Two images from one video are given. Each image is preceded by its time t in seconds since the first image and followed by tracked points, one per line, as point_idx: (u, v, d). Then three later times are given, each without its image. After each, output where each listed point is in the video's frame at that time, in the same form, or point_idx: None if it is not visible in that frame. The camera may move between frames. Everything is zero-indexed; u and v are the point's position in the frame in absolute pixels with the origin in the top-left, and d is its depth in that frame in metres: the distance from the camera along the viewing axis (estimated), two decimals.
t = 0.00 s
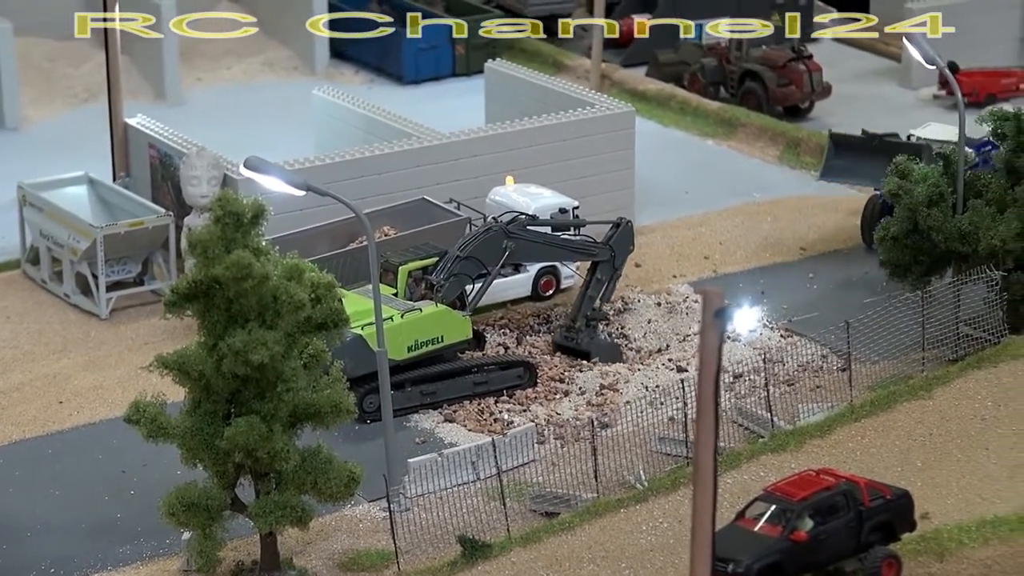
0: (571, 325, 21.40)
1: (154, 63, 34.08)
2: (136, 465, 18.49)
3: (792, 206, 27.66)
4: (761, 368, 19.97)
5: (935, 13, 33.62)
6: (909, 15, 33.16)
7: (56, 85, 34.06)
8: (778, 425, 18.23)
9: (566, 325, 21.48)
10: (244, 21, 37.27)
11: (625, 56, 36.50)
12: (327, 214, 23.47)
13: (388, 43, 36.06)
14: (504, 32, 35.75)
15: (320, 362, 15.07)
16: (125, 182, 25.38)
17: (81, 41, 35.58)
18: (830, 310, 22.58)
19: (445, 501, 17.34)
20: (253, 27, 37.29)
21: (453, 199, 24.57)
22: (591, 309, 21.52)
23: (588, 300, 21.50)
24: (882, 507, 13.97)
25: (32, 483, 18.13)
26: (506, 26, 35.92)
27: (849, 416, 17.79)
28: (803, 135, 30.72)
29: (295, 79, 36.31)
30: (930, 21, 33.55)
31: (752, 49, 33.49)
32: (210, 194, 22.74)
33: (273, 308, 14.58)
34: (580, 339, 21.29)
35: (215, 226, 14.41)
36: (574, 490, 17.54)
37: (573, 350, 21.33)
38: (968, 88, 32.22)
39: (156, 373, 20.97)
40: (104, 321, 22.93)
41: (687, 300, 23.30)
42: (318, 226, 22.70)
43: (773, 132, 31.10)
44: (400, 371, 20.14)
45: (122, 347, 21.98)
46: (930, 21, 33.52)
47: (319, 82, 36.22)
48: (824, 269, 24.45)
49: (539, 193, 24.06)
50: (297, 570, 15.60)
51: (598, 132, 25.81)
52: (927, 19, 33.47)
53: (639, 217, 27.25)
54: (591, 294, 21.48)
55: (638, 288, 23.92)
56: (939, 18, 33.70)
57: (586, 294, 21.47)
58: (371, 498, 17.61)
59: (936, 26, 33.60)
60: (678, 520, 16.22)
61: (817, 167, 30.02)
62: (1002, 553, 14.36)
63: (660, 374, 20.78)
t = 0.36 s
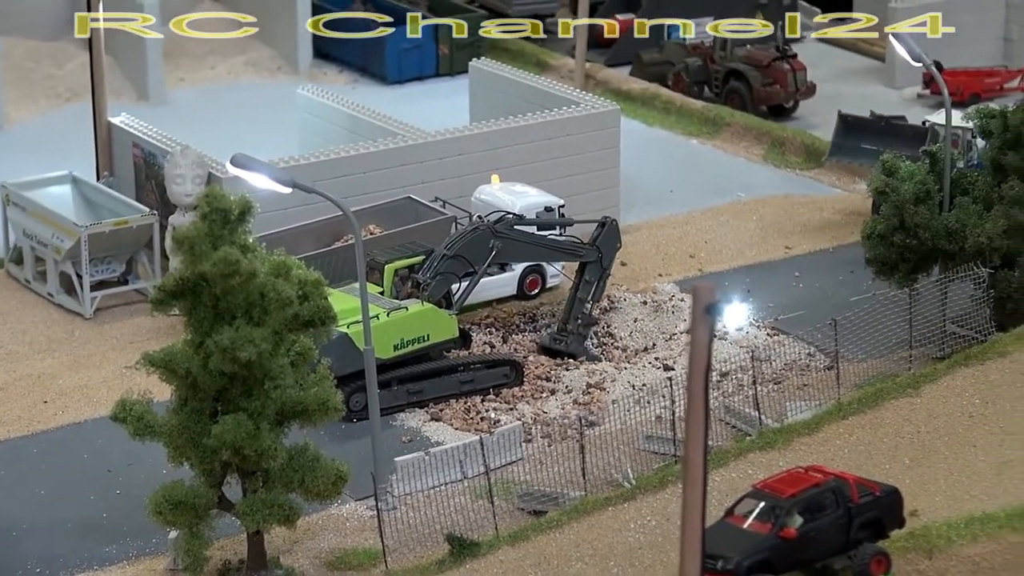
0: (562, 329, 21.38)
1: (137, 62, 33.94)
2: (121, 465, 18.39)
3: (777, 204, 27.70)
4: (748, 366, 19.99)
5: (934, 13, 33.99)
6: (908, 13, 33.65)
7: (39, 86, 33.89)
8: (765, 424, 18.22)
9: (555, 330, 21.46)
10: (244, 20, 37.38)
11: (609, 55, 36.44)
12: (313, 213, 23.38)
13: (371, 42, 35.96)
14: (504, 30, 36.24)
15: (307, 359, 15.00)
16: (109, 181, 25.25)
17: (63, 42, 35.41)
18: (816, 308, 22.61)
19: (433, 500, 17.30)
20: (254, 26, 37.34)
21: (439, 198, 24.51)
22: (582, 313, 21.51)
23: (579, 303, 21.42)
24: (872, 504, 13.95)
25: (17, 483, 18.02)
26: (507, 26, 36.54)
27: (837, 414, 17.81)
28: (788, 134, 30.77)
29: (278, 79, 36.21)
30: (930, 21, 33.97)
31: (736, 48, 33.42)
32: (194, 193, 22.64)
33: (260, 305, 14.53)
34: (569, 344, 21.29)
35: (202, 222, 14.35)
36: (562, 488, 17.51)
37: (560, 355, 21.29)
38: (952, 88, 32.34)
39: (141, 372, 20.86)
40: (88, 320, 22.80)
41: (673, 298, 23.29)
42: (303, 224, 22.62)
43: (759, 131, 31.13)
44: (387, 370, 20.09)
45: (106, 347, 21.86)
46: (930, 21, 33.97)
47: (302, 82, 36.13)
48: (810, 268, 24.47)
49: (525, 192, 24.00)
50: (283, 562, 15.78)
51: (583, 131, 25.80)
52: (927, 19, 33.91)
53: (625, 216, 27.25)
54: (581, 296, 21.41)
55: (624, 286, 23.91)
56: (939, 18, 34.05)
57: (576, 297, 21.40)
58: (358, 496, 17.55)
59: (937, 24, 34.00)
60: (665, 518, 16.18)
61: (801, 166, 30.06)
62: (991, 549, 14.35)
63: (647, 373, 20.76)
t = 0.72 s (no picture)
0: (548, 342, 21.54)
1: (119, 71, 33.88)
2: (105, 475, 18.34)
3: (759, 213, 27.76)
4: (731, 375, 20.03)
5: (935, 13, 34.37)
6: (908, 13, 34.09)
7: (21, 95, 33.80)
8: (749, 432, 18.26)
9: (540, 344, 21.60)
10: (244, 21, 37.18)
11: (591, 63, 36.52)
12: (297, 223, 23.38)
13: (353, 50, 35.94)
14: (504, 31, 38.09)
15: (291, 370, 14.98)
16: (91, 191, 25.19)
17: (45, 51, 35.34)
18: (799, 316, 22.68)
19: (417, 509, 17.29)
20: (253, 27, 37.09)
21: (422, 208, 24.52)
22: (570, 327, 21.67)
23: (565, 316, 21.58)
24: (855, 514, 14.01)
25: None
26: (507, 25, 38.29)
27: (820, 423, 17.86)
28: (770, 142, 30.80)
29: (261, 87, 36.18)
30: (930, 21, 34.30)
31: (718, 55, 33.57)
32: (177, 203, 22.62)
33: (245, 315, 14.52)
34: (553, 356, 21.38)
35: (187, 233, 14.32)
36: (546, 497, 17.52)
37: (541, 362, 21.40)
38: (934, 95, 32.47)
39: (124, 382, 20.81)
40: (71, 330, 22.75)
41: (656, 307, 23.32)
42: (287, 234, 22.61)
43: (741, 139, 31.19)
44: (371, 380, 20.09)
45: (89, 356, 21.81)
46: (930, 21, 34.31)
47: (284, 91, 36.10)
48: (793, 276, 24.53)
49: (508, 201, 24.02)
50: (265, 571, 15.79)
51: (566, 140, 25.84)
52: (927, 19, 34.25)
53: (608, 224, 27.30)
54: (566, 309, 21.56)
55: (607, 295, 23.95)
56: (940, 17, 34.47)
57: (562, 309, 21.55)
58: (343, 506, 17.53)
59: (937, 24, 34.37)
60: (650, 527, 16.19)
61: (784, 174, 30.13)
62: (976, 557, 14.41)
63: (630, 382, 20.77)
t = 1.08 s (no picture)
0: (536, 342, 21.65)
1: (102, 77, 33.78)
2: (90, 483, 18.25)
3: (744, 218, 27.78)
4: (717, 380, 20.01)
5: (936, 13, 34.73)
6: (908, 14, 34.39)
7: (4, 102, 33.68)
8: (735, 438, 18.27)
9: (529, 343, 21.70)
10: (245, 21, 36.51)
11: (576, 68, 36.48)
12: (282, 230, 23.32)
13: (337, 56, 35.89)
14: (504, 33, 37.82)
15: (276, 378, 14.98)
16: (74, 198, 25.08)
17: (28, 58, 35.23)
18: (783, 322, 22.68)
19: (402, 517, 17.25)
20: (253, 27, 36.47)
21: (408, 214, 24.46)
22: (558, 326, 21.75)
23: (553, 317, 21.66)
24: (842, 519, 14.00)
25: None
26: (507, 25, 38.03)
27: (807, 428, 17.84)
28: (755, 148, 30.80)
29: (245, 94, 36.10)
30: (931, 22, 34.67)
31: (702, 61, 33.60)
32: (161, 210, 22.55)
33: (229, 322, 14.46)
34: (539, 353, 21.46)
35: (170, 241, 14.25)
36: (532, 504, 17.49)
37: (528, 358, 21.49)
38: (918, 99, 32.58)
39: (108, 390, 20.72)
40: (55, 338, 22.64)
41: (641, 313, 23.31)
42: (272, 241, 22.56)
43: (725, 145, 31.21)
44: (357, 387, 20.02)
45: (74, 364, 21.72)
46: (930, 21, 34.66)
47: (268, 97, 36.03)
48: (778, 282, 24.54)
49: (493, 207, 23.97)
50: None
51: (551, 145, 25.82)
52: (928, 19, 34.61)
53: (593, 230, 27.28)
54: (554, 310, 21.60)
55: (592, 301, 23.94)
56: (940, 18, 34.80)
57: (549, 310, 21.60)
58: (328, 514, 17.47)
59: (938, 24, 34.73)
60: (637, 534, 16.16)
61: (768, 179, 30.14)
62: (962, 562, 14.44)
63: (616, 388, 20.73)
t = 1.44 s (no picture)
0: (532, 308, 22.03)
1: (90, 81, 33.72)
2: (81, 487, 18.21)
3: (733, 220, 27.82)
4: (708, 383, 20.03)
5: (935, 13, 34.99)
6: (908, 14, 34.67)
7: None
8: (726, 440, 18.29)
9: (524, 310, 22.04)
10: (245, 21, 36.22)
11: (564, 71, 36.40)
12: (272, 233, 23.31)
13: (326, 60, 35.85)
14: (505, 33, 38.16)
15: (268, 381, 14.97)
16: (63, 202, 25.02)
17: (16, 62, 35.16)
18: (773, 324, 22.70)
19: (394, 520, 17.24)
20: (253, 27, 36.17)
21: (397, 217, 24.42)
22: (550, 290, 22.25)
23: (546, 283, 22.11)
24: (834, 521, 14.03)
25: None
26: (506, 26, 38.36)
27: (798, 430, 17.86)
28: (744, 151, 30.83)
29: (233, 98, 36.06)
30: (931, 21, 34.91)
31: (690, 64, 33.58)
32: (151, 214, 22.52)
33: (221, 325, 14.42)
34: (535, 316, 21.81)
35: (162, 244, 14.22)
36: (524, 506, 17.49)
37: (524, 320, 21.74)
38: (907, 102, 32.64)
39: (99, 394, 20.67)
40: (45, 342, 22.58)
41: (632, 315, 23.33)
42: (261, 244, 22.56)
43: (714, 147, 31.24)
44: (348, 390, 20.02)
45: (63, 368, 21.66)
46: (930, 21, 34.92)
47: (256, 101, 35.99)
48: (768, 284, 24.57)
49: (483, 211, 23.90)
50: None
51: (541, 148, 25.82)
52: (927, 19, 34.86)
53: (582, 233, 27.29)
54: (548, 276, 22.08)
55: (582, 304, 23.95)
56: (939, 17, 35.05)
57: (544, 277, 22.08)
58: (320, 516, 17.45)
59: (937, 24, 34.97)
60: (629, 536, 16.17)
61: (757, 182, 30.18)
62: (953, 564, 14.48)
63: (607, 391, 20.74)
